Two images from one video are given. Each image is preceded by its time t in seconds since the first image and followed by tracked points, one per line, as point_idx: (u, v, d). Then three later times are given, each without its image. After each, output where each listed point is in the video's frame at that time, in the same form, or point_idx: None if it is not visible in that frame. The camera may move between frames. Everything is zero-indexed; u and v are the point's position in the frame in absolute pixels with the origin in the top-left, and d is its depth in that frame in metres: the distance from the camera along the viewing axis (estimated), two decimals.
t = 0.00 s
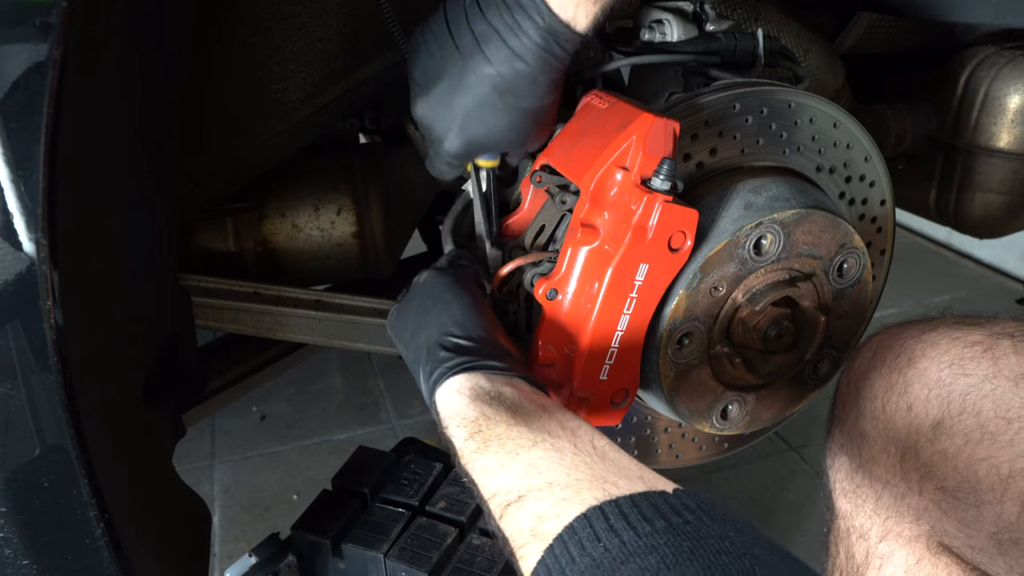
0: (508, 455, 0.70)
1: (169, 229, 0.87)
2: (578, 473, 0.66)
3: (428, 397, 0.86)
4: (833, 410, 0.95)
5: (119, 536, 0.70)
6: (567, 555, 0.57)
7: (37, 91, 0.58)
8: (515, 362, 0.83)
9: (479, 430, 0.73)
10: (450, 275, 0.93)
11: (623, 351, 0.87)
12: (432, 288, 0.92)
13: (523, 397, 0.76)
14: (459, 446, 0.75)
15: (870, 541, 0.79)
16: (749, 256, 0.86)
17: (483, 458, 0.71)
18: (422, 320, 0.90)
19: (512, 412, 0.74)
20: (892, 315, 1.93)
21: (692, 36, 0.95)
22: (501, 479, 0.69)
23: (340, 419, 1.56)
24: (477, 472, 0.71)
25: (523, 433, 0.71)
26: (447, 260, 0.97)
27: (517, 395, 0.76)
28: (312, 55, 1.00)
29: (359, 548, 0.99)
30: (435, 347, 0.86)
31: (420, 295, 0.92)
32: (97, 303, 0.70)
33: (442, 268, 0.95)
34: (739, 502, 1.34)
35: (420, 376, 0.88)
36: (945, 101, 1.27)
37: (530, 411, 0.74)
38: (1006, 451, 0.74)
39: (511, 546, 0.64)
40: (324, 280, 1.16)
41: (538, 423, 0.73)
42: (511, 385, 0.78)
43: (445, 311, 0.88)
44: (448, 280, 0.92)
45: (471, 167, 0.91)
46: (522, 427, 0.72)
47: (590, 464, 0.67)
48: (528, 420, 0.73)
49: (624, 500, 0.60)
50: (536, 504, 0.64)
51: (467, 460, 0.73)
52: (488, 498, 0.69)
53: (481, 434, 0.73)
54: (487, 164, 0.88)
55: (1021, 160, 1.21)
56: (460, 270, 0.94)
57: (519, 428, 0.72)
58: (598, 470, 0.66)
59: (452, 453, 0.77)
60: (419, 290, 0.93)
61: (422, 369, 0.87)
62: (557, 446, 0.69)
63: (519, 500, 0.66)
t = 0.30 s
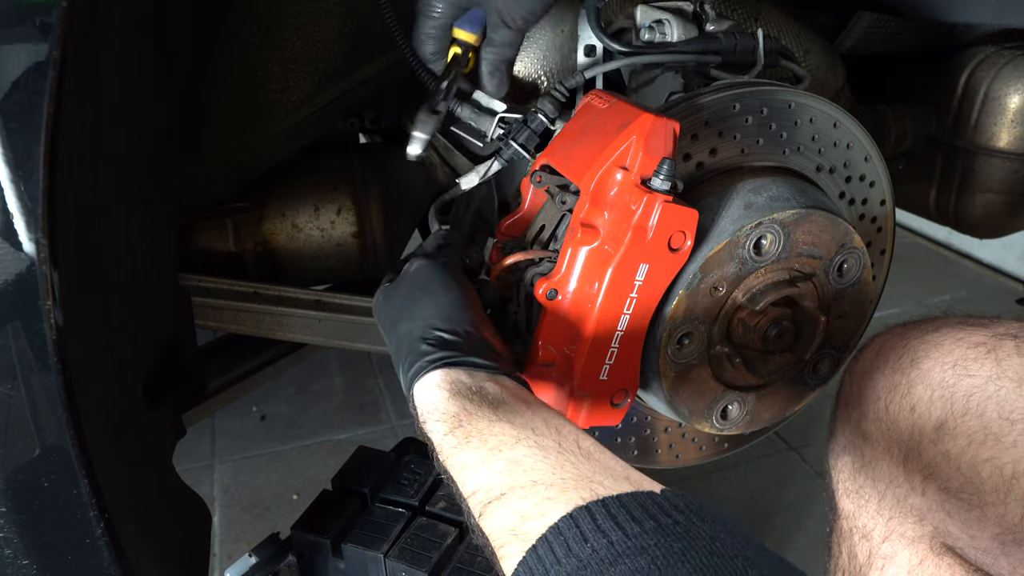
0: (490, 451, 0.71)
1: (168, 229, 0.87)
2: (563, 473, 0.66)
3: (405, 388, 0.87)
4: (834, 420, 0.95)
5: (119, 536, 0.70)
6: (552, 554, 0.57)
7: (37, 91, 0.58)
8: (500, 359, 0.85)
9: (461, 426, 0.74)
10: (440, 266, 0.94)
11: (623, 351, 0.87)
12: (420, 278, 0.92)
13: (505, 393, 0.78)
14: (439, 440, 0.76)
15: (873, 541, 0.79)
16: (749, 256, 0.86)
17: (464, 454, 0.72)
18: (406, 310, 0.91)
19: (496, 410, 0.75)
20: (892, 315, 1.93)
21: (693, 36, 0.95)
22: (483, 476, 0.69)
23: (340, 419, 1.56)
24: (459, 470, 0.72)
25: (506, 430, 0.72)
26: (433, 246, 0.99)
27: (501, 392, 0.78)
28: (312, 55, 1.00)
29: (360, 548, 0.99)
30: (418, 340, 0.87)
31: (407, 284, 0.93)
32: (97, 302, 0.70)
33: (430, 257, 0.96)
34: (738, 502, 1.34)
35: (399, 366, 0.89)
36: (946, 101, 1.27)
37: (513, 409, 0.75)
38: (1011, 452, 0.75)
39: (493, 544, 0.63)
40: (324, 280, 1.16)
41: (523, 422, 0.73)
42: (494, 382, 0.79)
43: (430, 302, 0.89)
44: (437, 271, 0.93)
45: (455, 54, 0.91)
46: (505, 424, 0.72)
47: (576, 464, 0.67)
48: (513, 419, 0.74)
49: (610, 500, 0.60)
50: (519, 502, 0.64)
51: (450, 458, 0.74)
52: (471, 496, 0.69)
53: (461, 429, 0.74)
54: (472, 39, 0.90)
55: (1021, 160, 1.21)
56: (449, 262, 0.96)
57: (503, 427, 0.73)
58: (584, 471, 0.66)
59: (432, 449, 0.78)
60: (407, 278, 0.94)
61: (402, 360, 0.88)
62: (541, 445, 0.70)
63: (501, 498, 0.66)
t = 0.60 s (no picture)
0: (514, 452, 0.66)
1: (169, 229, 0.87)
2: (597, 478, 0.60)
3: (408, 372, 0.83)
4: (839, 415, 0.96)
5: (119, 536, 0.70)
6: (592, 567, 0.52)
7: (37, 91, 0.58)
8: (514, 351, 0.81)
9: (480, 423, 0.69)
10: (452, 247, 0.88)
11: (622, 351, 0.87)
12: (432, 259, 0.87)
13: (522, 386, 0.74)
14: (454, 436, 0.71)
15: (875, 543, 0.80)
16: (749, 256, 0.86)
17: (483, 454, 0.67)
18: (415, 292, 0.86)
19: (515, 405, 0.71)
20: (892, 314, 1.93)
21: (692, 37, 0.95)
22: (505, 480, 0.63)
23: (340, 419, 1.56)
24: (476, 474, 0.66)
25: (531, 430, 0.67)
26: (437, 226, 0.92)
27: (519, 385, 0.74)
28: (312, 55, 1.00)
29: (359, 549, 0.99)
30: (428, 325, 0.82)
31: (416, 264, 0.88)
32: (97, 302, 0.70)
33: (443, 236, 0.90)
34: (738, 502, 1.34)
35: (404, 351, 0.84)
36: (945, 101, 1.27)
37: (534, 406, 0.71)
38: (1015, 454, 0.75)
39: (518, 556, 0.58)
40: (324, 280, 1.16)
41: (547, 421, 0.69)
42: (511, 374, 0.75)
43: (443, 287, 0.84)
44: (450, 253, 0.87)
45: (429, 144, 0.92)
46: (530, 425, 0.68)
47: (609, 467, 0.62)
48: (537, 417, 0.69)
49: (652, 508, 0.54)
50: (550, 511, 0.58)
51: (466, 461, 0.68)
52: (491, 502, 0.63)
53: (481, 427, 0.69)
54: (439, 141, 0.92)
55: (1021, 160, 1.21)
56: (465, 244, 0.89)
57: (527, 425, 0.68)
58: (619, 475, 0.61)
59: (442, 445, 0.73)
60: (416, 258, 0.88)
61: (408, 343, 0.83)
62: (569, 446, 0.65)
63: (529, 505, 0.60)
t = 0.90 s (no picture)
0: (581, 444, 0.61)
1: (169, 229, 0.87)
2: (668, 476, 0.56)
3: (462, 365, 0.75)
4: (839, 414, 0.97)
5: (119, 536, 0.70)
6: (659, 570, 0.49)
7: (37, 91, 0.58)
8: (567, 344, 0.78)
9: (545, 413, 0.64)
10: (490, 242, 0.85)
11: (622, 351, 0.87)
12: (470, 252, 0.83)
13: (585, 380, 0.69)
14: (515, 424, 0.65)
15: (875, 540, 0.84)
16: (749, 256, 0.86)
17: (548, 444, 0.62)
18: (454, 282, 0.80)
19: (580, 397, 0.66)
20: (892, 315, 1.93)
21: (692, 37, 0.95)
22: (573, 472, 0.59)
23: (340, 419, 1.56)
24: (538, 465, 0.61)
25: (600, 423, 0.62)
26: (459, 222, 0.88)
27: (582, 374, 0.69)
28: (312, 55, 1.00)
29: (360, 548, 0.99)
30: (487, 313, 0.77)
31: (452, 257, 0.83)
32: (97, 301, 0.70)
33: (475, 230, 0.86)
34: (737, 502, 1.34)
35: (444, 342, 0.77)
36: (945, 101, 1.27)
37: (599, 400, 0.66)
38: (1014, 451, 0.76)
39: (583, 551, 0.54)
40: (324, 280, 1.16)
41: (612, 414, 0.64)
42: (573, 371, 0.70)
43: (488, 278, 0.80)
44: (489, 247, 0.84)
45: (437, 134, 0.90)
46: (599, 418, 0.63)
47: (678, 464, 0.58)
48: (602, 410, 0.64)
49: (725, 511, 0.51)
50: (619, 508, 0.54)
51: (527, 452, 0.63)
52: (553, 495, 0.58)
53: (546, 416, 0.64)
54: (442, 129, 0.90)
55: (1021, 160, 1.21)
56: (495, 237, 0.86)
57: (594, 418, 0.63)
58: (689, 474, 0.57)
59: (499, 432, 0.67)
60: (452, 251, 0.83)
61: (462, 331, 0.76)
62: (638, 442, 0.60)
63: (597, 499, 0.56)
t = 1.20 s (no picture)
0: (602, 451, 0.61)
1: (169, 229, 0.87)
2: (689, 483, 0.56)
3: (486, 375, 0.74)
4: (840, 414, 0.97)
5: (119, 536, 0.70)
6: None
7: (37, 91, 0.58)
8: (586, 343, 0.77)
9: (567, 421, 0.65)
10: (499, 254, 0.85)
11: (623, 351, 0.87)
12: (482, 264, 0.83)
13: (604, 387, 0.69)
14: (538, 433, 0.66)
15: (875, 540, 0.84)
16: (748, 256, 0.86)
17: (570, 451, 0.63)
18: (470, 296, 0.80)
19: (601, 404, 0.67)
20: (892, 314, 1.93)
21: (693, 36, 0.95)
22: (595, 479, 0.59)
23: (340, 419, 1.56)
24: (561, 472, 0.62)
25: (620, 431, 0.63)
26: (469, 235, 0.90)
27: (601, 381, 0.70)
28: (312, 56, 1.00)
29: (359, 548, 0.99)
30: (502, 320, 0.76)
31: (466, 270, 0.83)
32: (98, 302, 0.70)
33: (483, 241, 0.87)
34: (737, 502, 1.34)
35: (466, 356, 0.77)
36: (945, 100, 1.27)
37: (619, 408, 0.67)
38: (1014, 451, 0.76)
39: (605, 558, 0.54)
40: (324, 280, 1.16)
41: (635, 423, 0.65)
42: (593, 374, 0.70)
43: (503, 287, 0.80)
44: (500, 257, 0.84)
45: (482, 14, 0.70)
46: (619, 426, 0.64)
47: (702, 472, 0.59)
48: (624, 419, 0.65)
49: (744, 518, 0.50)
50: (639, 515, 0.54)
51: (550, 459, 0.64)
52: (576, 501, 0.59)
53: (568, 424, 0.65)
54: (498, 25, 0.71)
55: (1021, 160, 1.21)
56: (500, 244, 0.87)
57: (616, 427, 0.64)
58: (710, 482, 0.57)
59: (525, 442, 0.68)
60: (465, 266, 0.84)
61: (481, 342, 0.75)
62: (658, 450, 0.61)
63: (619, 506, 0.56)
